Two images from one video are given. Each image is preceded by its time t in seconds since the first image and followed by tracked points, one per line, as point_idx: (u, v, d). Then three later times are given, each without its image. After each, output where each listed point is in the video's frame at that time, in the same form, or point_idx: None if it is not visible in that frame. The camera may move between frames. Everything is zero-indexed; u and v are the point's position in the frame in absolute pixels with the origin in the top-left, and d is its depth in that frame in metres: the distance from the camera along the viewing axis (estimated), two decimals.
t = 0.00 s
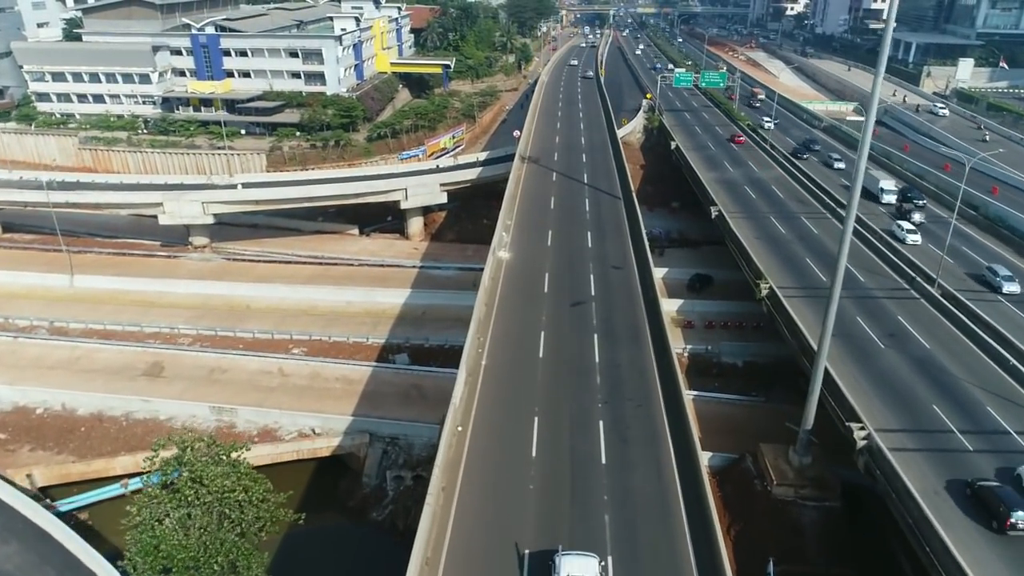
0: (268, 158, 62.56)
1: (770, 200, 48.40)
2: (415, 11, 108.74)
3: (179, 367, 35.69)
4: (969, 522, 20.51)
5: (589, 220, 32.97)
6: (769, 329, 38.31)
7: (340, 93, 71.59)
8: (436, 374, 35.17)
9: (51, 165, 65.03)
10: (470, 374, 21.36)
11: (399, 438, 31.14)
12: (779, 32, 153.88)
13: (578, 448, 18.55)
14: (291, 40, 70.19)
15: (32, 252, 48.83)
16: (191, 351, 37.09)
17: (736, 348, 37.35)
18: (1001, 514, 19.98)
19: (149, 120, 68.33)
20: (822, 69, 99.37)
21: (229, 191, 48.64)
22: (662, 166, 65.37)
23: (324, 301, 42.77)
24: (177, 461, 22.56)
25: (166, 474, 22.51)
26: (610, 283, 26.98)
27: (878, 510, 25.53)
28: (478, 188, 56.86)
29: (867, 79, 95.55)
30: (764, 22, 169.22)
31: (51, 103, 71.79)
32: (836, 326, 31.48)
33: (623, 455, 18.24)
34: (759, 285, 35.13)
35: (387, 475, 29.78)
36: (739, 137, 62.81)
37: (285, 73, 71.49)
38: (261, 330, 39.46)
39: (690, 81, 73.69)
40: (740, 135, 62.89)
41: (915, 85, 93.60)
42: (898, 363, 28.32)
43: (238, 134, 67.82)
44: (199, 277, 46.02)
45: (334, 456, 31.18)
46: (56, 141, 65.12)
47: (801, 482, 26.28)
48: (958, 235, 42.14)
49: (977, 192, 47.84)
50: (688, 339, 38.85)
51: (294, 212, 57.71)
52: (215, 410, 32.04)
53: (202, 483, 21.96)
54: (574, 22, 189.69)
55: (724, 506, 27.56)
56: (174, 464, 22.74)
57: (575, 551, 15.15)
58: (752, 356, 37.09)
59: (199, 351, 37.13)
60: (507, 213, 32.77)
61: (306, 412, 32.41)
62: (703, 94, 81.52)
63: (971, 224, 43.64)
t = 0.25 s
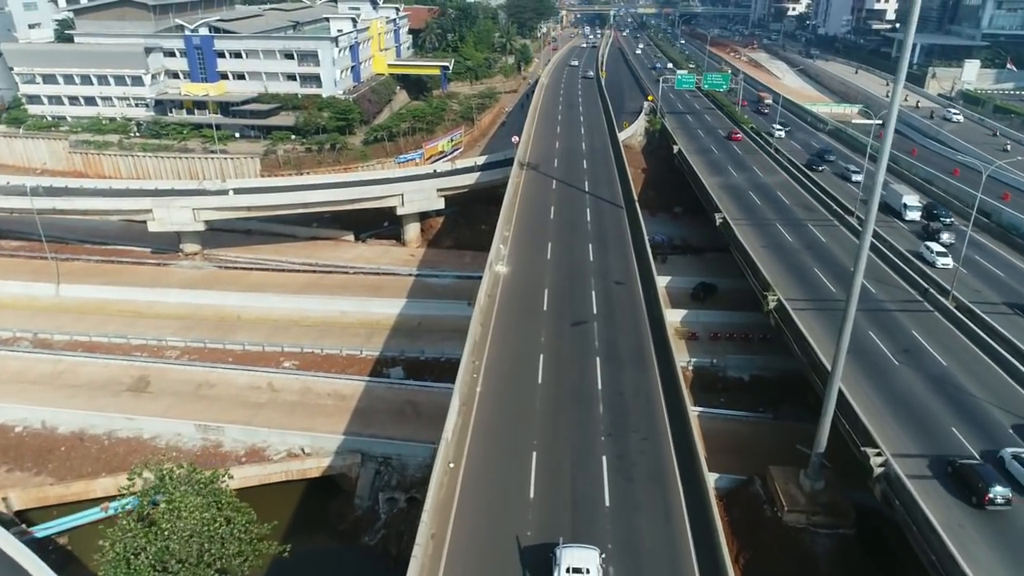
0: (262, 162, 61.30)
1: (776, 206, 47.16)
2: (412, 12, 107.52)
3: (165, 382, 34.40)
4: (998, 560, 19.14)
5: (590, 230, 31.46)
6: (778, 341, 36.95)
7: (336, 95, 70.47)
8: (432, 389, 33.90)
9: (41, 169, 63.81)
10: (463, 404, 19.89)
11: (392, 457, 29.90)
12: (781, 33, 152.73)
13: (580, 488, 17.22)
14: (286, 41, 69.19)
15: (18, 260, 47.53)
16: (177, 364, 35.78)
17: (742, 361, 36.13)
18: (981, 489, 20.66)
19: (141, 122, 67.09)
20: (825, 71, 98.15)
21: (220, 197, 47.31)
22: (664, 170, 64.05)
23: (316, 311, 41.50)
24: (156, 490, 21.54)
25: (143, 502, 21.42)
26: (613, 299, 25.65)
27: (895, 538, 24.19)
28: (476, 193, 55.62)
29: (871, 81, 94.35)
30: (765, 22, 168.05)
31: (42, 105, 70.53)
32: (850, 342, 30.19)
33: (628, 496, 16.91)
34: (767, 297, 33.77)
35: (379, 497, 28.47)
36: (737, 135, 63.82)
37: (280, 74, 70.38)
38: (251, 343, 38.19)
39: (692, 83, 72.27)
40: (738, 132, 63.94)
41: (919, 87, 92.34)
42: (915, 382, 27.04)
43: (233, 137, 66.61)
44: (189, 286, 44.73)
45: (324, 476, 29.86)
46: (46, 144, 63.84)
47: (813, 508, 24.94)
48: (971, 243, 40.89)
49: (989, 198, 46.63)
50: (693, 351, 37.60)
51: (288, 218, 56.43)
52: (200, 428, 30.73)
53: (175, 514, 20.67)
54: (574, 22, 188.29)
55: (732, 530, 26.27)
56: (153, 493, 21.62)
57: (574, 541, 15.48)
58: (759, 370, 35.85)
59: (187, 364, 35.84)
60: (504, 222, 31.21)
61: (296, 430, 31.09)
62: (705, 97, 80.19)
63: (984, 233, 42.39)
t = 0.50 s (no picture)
0: (256, 166, 59.94)
1: (782, 213, 45.91)
2: (411, 12, 106.31)
3: (150, 398, 33.12)
4: None
5: (591, 242, 30.16)
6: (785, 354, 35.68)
7: (332, 98, 69.24)
8: (427, 405, 32.71)
9: (31, 173, 62.58)
10: (456, 438, 18.61)
11: (385, 479, 28.65)
12: (783, 33, 151.41)
13: (580, 529, 16.07)
14: (281, 42, 67.71)
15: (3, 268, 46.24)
16: (163, 379, 34.47)
17: (749, 376, 34.84)
18: (960, 467, 21.59)
19: (134, 125, 65.84)
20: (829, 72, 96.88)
21: (210, 204, 46.01)
22: (666, 173, 62.75)
23: (309, 322, 40.22)
24: (129, 527, 20.13)
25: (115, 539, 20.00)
26: (615, 318, 24.40)
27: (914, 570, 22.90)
28: (474, 198, 54.33)
29: (876, 82, 93.05)
30: (767, 23, 166.73)
31: (33, 107, 69.20)
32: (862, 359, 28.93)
33: (633, 543, 15.67)
34: (774, 309, 32.43)
35: (371, 521, 27.13)
36: (734, 132, 64.65)
37: (275, 77, 69.03)
38: (240, 355, 36.93)
39: (694, 85, 70.98)
40: (735, 129, 64.77)
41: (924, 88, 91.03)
42: (933, 403, 25.72)
43: (227, 140, 65.33)
44: (179, 295, 43.49)
45: (313, 498, 28.55)
46: (36, 148, 62.66)
47: (827, 537, 23.65)
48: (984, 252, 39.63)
49: (1001, 204, 45.38)
50: (697, 364, 36.34)
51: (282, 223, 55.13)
52: (185, 447, 29.42)
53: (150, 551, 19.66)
54: (575, 23, 186.91)
55: (741, 559, 24.97)
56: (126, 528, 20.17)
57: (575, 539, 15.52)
58: (765, 384, 34.60)
59: (173, 379, 34.54)
60: (501, 233, 29.92)
61: (285, 449, 29.85)
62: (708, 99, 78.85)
63: (997, 240, 41.15)
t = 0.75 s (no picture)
0: (250, 170, 58.58)
1: (788, 219, 44.65)
2: (409, 13, 105.15)
3: (134, 415, 31.86)
4: None
5: (592, 256, 28.89)
6: (793, 368, 34.37)
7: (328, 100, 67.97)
8: (422, 423, 31.50)
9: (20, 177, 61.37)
10: (448, 476, 17.39)
11: (377, 502, 27.29)
12: (785, 34, 150.11)
13: None
14: (276, 44, 66.43)
15: None
16: (148, 395, 33.19)
17: (756, 392, 33.54)
18: (942, 446, 22.40)
19: (126, 129, 64.56)
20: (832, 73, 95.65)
21: (200, 211, 44.74)
22: (669, 178, 61.45)
23: (300, 334, 38.94)
24: (99, 566, 19.60)
25: None
26: (617, 339, 23.14)
27: None
28: (472, 203, 53.06)
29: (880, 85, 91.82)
30: (768, 23, 165.37)
31: (22, 110, 67.82)
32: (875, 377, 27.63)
33: None
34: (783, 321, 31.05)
35: (362, 547, 25.59)
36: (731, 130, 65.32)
37: (270, 79, 67.78)
38: (229, 369, 35.70)
39: (696, 88, 69.66)
40: (733, 127, 65.49)
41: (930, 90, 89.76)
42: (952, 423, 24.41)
43: (220, 144, 64.02)
44: (167, 305, 42.25)
45: (302, 523, 27.13)
46: (25, 152, 61.41)
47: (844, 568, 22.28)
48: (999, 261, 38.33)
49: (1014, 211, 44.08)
50: (702, 379, 35.04)
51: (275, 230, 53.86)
52: (167, 469, 28.19)
53: None
54: (574, 23, 185.61)
55: None
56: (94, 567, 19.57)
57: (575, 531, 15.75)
58: (773, 400, 33.29)
59: (158, 395, 33.27)
60: (498, 247, 28.65)
61: (273, 470, 28.61)
62: (710, 101, 77.56)
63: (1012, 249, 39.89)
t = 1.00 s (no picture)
0: (241, 175, 57.05)
1: (796, 228, 43.16)
2: (406, 14, 103.81)
3: (113, 437, 30.39)
4: None
5: (593, 274, 27.41)
6: (803, 387, 32.93)
7: (323, 103, 66.61)
8: (415, 445, 30.04)
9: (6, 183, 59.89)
10: (435, 527, 15.85)
11: (365, 532, 25.77)
12: (787, 35, 148.66)
13: None
14: (270, 45, 65.16)
15: None
16: (128, 416, 31.68)
17: (764, 412, 32.02)
18: (922, 425, 23.31)
19: (115, 132, 63.12)
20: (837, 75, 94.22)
21: (186, 220, 43.26)
22: (672, 183, 59.92)
23: (289, 349, 37.45)
24: None
25: None
26: (620, 368, 21.64)
27: None
28: (468, 211, 51.60)
29: (886, 87, 90.32)
30: (769, 23, 164.11)
31: (10, 113, 66.35)
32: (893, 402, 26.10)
33: None
34: (792, 340, 29.55)
35: None
36: (727, 128, 65.99)
37: (263, 81, 66.42)
38: (214, 387, 34.23)
39: (699, 90, 68.16)
40: (729, 126, 66.34)
41: (935, 92, 88.43)
42: (976, 452, 22.96)
43: (212, 148, 62.57)
44: (152, 318, 40.77)
45: (287, 555, 25.48)
46: (11, 157, 59.94)
47: None
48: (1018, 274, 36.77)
49: None
50: (708, 398, 33.52)
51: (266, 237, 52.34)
52: (145, 496, 26.74)
53: None
54: (574, 23, 184.28)
55: None
56: None
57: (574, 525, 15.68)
58: (782, 421, 31.77)
59: (139, 416, 31.78)
60: (493, 265, 27.19)
61: (256, 498, 27.15)
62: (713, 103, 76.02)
63: None
